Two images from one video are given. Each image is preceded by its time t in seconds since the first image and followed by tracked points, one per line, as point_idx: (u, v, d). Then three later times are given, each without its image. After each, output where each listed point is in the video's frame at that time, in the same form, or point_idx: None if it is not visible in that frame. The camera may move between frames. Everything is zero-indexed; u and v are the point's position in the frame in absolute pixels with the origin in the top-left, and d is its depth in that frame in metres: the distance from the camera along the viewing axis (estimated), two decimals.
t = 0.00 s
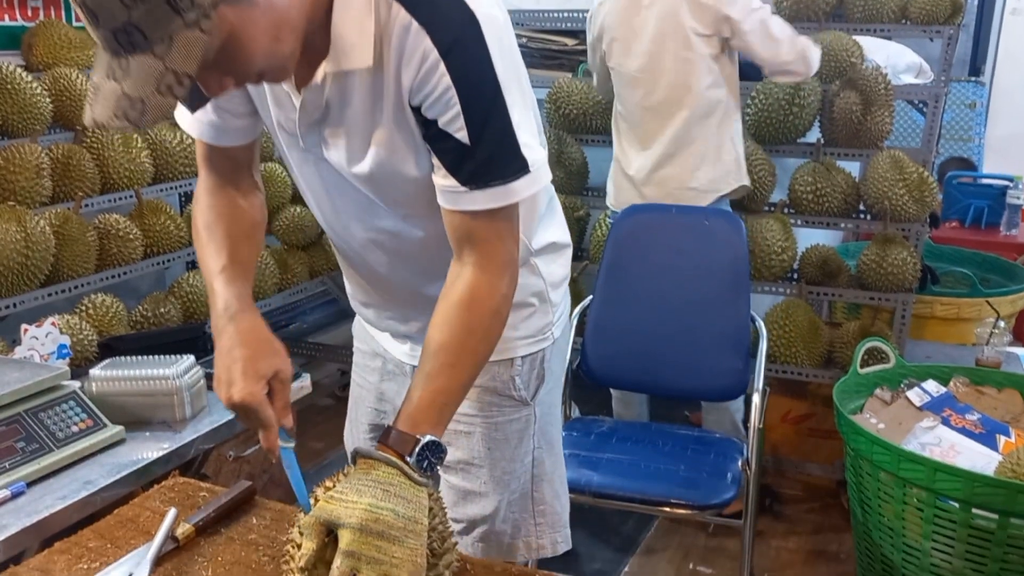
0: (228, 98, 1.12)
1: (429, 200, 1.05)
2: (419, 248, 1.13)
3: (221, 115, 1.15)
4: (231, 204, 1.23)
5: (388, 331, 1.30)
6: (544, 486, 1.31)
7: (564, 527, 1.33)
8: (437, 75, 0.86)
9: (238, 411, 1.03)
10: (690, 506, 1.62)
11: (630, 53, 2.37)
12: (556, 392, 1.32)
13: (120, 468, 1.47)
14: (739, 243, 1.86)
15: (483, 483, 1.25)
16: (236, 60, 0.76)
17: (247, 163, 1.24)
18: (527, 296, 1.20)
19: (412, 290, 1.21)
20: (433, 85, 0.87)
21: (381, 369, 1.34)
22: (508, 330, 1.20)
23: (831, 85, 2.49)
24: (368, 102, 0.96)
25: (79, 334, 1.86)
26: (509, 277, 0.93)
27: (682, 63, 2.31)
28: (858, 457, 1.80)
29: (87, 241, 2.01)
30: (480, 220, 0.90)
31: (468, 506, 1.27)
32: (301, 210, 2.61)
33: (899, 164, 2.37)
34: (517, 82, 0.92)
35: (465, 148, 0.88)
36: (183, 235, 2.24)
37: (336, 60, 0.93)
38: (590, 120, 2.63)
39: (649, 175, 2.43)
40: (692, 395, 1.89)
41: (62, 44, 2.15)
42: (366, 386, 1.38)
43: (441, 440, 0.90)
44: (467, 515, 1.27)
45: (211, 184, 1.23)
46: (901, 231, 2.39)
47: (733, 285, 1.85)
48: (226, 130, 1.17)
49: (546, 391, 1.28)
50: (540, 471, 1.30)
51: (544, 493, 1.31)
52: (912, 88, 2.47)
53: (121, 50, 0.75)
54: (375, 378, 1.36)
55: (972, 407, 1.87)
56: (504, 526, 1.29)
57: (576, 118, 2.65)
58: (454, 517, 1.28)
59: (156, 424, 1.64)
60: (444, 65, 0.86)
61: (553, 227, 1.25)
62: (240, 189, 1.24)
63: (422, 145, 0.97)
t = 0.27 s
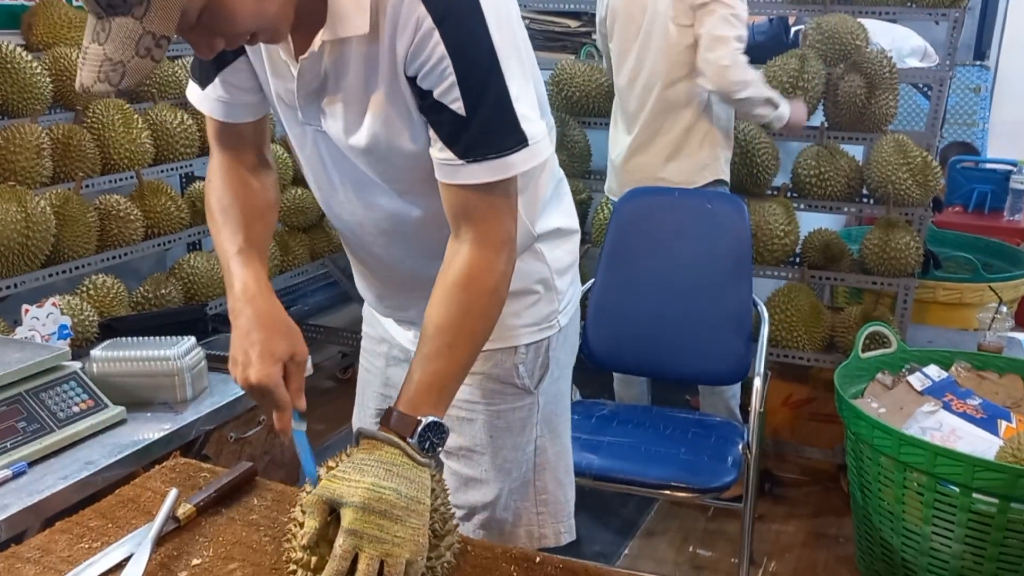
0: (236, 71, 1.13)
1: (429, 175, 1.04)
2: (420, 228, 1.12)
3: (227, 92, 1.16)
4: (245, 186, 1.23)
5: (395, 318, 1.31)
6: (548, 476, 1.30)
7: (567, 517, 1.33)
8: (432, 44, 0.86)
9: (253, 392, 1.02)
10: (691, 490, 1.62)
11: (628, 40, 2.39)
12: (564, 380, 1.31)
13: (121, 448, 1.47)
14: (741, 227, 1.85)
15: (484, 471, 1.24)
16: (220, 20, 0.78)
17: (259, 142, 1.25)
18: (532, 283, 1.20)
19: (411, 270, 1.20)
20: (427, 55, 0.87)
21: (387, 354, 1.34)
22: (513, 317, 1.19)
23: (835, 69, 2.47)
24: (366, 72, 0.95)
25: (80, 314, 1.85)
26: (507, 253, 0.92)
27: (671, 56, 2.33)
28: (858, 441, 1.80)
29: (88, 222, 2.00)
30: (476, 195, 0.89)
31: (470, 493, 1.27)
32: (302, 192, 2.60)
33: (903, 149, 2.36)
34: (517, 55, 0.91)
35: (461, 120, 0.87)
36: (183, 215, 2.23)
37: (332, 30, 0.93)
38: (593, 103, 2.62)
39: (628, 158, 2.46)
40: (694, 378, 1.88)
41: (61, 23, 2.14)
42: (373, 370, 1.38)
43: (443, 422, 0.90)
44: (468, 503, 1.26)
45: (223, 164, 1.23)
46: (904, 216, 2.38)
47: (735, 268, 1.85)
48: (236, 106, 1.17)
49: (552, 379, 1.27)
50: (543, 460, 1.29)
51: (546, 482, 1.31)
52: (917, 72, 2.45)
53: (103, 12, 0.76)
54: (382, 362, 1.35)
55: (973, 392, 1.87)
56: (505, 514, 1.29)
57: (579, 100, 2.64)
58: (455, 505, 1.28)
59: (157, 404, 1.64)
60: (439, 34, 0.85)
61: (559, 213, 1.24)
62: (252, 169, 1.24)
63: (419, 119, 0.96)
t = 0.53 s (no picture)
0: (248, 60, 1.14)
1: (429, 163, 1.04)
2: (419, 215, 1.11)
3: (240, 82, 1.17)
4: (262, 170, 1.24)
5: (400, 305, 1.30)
6: (551, 460, 1.31)
7: (571, 504, 1.34)
8: (429, 27, 0.86)
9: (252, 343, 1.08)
10: (691, 480, 1.62)
11: (633, 33, 2.38)
12: (569, 368, 1.31)
13: (122, 436, 1.47)
14: (743, 218, 1.85)
15: (490, 458, 1.25)
16: (220, 5, 0.78)
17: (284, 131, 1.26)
18: (538, 272, 1.19)
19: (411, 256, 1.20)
20: (426, 40, 0.87)
21: (394, 343, 1.34)
22: (519, 306, 1.19)
23: (838, 59, 2.46)
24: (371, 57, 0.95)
25: (81, 302, 1.85)
26: (505, 242, 0.92)
27: (674, 50, 2.31)
28: (858, 431, 1.80)
29: (89, 210, 1.99)
30: (473, 182, 0.89)
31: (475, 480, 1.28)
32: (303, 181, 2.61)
33: (906, 139, 2.35)
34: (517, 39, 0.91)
35: (459, 102, 0.87)
36: (184, 204, 2.23)
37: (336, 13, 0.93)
38: (595, 92, 2.61)
39: (629, 150, 2.44)
40: (694, 367, 1.89)
41: (62, 10, 2.13)
42: (379, 357, 1.38)
43: (443, 412, 0.90)
44: (473, 489, 1.28)
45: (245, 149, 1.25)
46: (906, 207, 2.38)
47: (737, 258, 1.84)
48: (251, 95, 1.19)
49: (559, 367, 1.27)
50: (548, 447, 1.30)
51: (552, 469, 1.31)
52: (921, 62, 2.44)
53: None
54: (388, 350, 1.36)
55: (974, 383, 1.87)
56: (511, 501, 1.30)
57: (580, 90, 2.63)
58: (461, 490, 1.29)
59: (157, 392, 1.64)
60: (436, 16, 0.86)
61: (565, 203, 1.24)
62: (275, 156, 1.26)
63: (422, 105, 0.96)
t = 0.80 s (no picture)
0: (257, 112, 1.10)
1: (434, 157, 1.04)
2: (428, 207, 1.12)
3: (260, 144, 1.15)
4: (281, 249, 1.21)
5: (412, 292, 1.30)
6: (564, 446, 1.30)
7: (583, 489, 1.33)
8: (419, 21, 0.84)
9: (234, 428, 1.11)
10: (692, 471, 1.62)
11: (644, 20, 2.37)
12: (582, 355, 1.30)
13: (123, 425, 1.47)
14: (746, 210, 1.84)
15: (506, 442, 1.26)
16: (207, 27, 0.77)
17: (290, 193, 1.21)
18: (553, 259, 1.19)
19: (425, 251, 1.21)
20: (417, 37, 0.85)
21: (407, 329, 1.34)
22: (532, 293, 1.19)
23: (841, 49, 2.45)
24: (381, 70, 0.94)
25: (82, 292, 1.85)
26: (511, 233, 0.90)
27: (677, 40, 2.30)
28: (860, 423, 1.80)
29: (90, 200, 1.99)
30: (476, 172, 0.87)
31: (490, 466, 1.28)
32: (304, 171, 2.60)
33: (908, 130, 2.34)
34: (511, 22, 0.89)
35: (456, 96, 0.85)
36: (185, 193, 2.23)
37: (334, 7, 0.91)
38: (597, 82, 2.61)
39: (638, 140, 2.44)
40: (698, 359, 1.88)
41: None
42: (390, 343, 1.38)
43: (446, 402, 0.90)
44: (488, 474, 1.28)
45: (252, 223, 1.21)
46: (909, 198, 2.37)
47: (739, 249, 1.84)
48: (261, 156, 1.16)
49: (572, 353, 1.27)
50: (561, 434, 1.30)
51: (563, 455, 1.31)
52: (924, 53, 2.43)
53: (91, 14, 0.75)
54: (400, 336, 1.36)
55: (975, 375, 1.87)
56: (523, 487, 1.31)
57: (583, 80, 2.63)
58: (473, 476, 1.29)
59: (159, 382, 1.64)
60: (425, 10, 0.84)
61: (582, 185, 1.22)
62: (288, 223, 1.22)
63: (422, 104, 0.97)
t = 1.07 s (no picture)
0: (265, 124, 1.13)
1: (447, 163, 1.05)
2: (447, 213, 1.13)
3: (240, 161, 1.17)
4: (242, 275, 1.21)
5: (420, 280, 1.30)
6: (570, 431, 1.30)
7: (588, 474, 1.33)
8: (411, 34, 0.83)
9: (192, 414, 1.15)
10: (694, 460, 1.62)
11: (653, 8, 2.33)
12: (590, 341, 1.30)
13: (126, 415, 1.47)
14: (748, 200, 1.84)
15: (512, 428, 1.26)
16: (220, 89, 0.77)
17: (245, 215, 1.20)
18: (563, 246, 1.19)
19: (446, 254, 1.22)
20: (412, 51, 0.85)
21: (418, 316, 1.34)
22: (542, 280, 1.19)
23: (845, 39, 2.44)
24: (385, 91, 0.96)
25: (84, 281, 1.85)
26: (525, 224, 0.89)
27: (679, 30, 2.30)
28: (862, 413, 1.80)
29: (92, 188, 1.99)
30: (488, 172, 0.87)
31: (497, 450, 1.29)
32: (307, 160, 2.60)
33: (912, 121, 2.34)
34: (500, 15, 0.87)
35: (454, 102, 0.84)
36: (187, 181, 2.23)
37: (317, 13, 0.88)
38: (600, 71, 2.60)
39: (647, 129, 2.43)
40: (700, 350, 1.88)
41: None
42: (403, 330, 1.38)
43: (454, 391, 0.90)
44: (494, 459, 1.29)
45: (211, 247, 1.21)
46: (912, 188, 2.36)
47: (741, 240, 1.84)
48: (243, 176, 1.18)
49: (580, 340, 1.26)
50: (567, 420, 1.29)
51: (569, 441, 1.30)
52: (928, 43, 2.43)
53: (109, 98, 0.77)
54: (410, 323, 1.36)
55: (978, 366, 1.86)
56: (530, 472, 1.30)
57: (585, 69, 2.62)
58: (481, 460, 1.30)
59: (161, 371, 1.64)
60: (414, 21, 0.83)
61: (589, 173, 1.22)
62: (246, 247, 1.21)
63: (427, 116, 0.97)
